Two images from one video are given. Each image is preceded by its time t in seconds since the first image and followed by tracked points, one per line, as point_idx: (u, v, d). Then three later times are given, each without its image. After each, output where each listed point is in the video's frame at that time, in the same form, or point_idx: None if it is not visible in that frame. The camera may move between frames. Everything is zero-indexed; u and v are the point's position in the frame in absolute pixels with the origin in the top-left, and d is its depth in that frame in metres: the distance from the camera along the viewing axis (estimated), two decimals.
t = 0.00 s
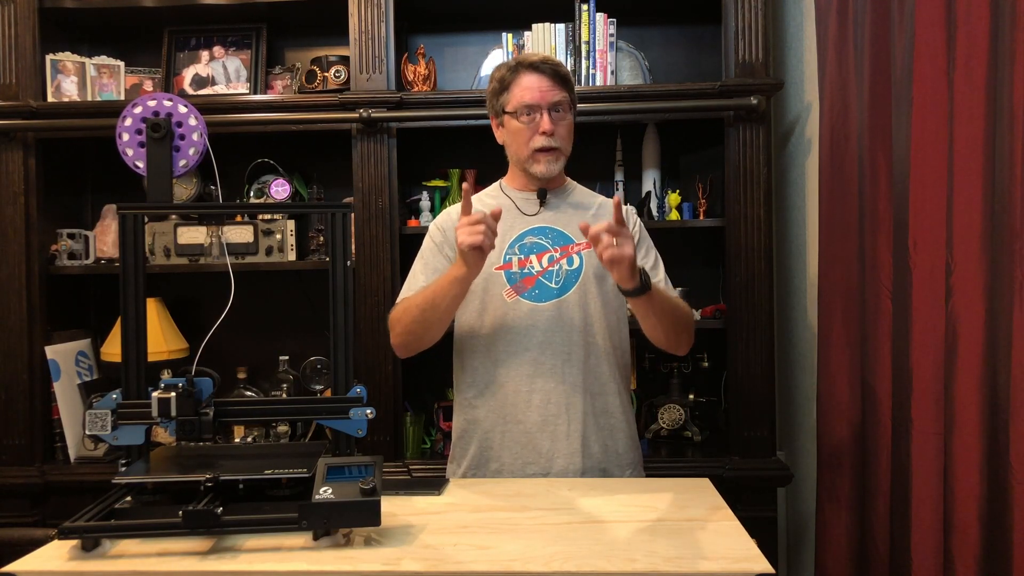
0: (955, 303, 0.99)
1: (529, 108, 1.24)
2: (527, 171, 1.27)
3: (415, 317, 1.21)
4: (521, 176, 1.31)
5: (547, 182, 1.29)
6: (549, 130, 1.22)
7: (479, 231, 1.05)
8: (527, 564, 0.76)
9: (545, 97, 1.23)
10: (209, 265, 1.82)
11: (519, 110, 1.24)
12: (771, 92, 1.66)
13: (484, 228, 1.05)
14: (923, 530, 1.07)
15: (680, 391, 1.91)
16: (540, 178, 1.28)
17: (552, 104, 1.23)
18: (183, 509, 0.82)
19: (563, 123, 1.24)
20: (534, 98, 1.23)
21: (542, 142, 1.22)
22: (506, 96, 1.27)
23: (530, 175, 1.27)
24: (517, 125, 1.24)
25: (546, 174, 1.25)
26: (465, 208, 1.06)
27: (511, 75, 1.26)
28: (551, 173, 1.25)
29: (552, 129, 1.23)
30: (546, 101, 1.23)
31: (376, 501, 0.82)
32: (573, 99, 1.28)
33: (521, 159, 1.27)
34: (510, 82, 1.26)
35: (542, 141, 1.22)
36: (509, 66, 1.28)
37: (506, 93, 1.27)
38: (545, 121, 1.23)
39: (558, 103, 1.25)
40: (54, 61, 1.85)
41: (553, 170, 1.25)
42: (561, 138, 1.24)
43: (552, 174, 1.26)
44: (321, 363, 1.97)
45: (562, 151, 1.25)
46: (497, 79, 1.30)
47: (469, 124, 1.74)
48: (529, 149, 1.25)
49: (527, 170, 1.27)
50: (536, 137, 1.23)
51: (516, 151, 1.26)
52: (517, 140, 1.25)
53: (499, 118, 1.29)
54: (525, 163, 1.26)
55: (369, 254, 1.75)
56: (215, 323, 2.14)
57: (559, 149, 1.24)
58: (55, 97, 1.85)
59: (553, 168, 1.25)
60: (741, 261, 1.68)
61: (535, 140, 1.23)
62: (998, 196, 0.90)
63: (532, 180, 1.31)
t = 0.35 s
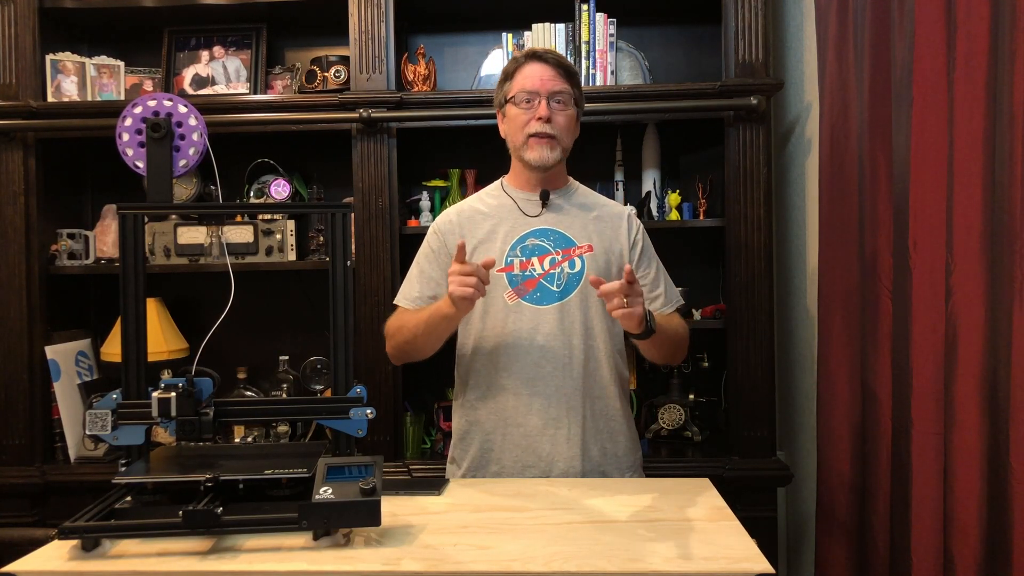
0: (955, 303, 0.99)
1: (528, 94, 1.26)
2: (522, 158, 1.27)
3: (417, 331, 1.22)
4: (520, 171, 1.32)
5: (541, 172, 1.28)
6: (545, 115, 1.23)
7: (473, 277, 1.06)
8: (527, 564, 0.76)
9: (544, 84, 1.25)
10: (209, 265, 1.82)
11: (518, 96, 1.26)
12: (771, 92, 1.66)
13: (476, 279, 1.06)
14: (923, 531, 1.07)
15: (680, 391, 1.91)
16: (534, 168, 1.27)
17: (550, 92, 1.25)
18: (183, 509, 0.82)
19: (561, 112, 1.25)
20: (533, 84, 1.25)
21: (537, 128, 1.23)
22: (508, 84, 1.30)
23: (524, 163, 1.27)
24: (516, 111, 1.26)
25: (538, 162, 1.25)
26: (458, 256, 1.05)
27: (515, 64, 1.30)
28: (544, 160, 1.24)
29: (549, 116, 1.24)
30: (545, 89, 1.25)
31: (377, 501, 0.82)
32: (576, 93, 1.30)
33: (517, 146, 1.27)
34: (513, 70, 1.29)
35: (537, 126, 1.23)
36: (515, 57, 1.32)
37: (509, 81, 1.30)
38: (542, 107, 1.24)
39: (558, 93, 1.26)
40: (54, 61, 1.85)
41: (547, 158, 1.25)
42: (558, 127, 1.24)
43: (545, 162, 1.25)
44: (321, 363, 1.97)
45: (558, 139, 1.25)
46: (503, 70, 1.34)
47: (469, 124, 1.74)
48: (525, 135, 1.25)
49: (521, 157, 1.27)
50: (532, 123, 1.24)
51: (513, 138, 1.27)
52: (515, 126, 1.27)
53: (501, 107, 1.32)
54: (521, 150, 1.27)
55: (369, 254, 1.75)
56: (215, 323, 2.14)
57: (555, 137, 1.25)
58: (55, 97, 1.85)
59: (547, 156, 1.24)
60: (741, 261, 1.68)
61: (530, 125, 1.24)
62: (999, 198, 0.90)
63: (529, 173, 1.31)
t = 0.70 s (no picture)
0: (955, 304, 0.99)
1: (534, 93, 1.26)
2: (521, 156, 1.28)
3: (422, 330, 1.23)
4: (520, 170, 1.32)
5: (538, 172, 1.28)
6: (546, 115, 1.23)
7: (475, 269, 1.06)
8: (526, 564, 0.76)
9: (550, 84, 1.25)
10: (209, 265, 1.82)
11: (524, 93, 1.27)
12: (771, 92, 1.66)
13: (478, 270, 1.07)
14: (923, 531, 1.07)
15: (680, 391, 1.91)
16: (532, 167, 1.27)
17: (555, 93, 1.25)
18: (183, 509, 0.82)
19: (564, 114, 1.25)
20: (539, 83, 1.25)
21: (537, 127, 1.23)
22: (515, 81, 1.30)
23: (523, 161, 1.27)
24: (519, 108, 1.27)
25: (535, 160, 1.25)
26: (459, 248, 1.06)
27: (524, 62, 1.30)
28: (541, 160, 1.25)
29: (551, 116, 1.24)
30: (550, 89, 1.25)
31: (376, 501, 0.82)
32: (582, 96, 1.29)
33: (518, 144, 1.28)
34: (522, 67, 1.29)
35: (538, 125, 1.23)
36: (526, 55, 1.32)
37: (517, 78, 1.30)
38: (545, 107, 1.24)
39: (563, 94, 1.26)
40: (54, 61, 1.85)
41: (544, 158, 1.25)
42: (559, 128, 1.24)
43: (543, 162, 1.25)
44: (322, 363, 1.97)
45: (558, 140, 1.25)
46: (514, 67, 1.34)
47: (469, 124, 1.74)
48: (526, 133, 1.25)
49: (520, 155, 1.27)
50: (533, 121, 1.24)
51: (515, 136, 1.28)
52: (517, 123, 1.27)
53: (507, 104, 1.32)
54: (520, 148, 1.27)
55: (369, 254, 1.75)
56: (215, 323, 2.14)
57: (556, 139, 1.25)
58: (55, 97, 1.85)
59: (544, 156, 1.25)
60: (741, 262, 1.68)
61: (532, 124, 1.24)
62: (998, 199, 0.90)
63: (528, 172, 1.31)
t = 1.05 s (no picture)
0: (954, 304, 0.99)
1: (532, 97, 1.26)
2: (520, 160, 1.27)
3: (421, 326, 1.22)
4: (520, 172, 1.31)
5: (539, 175, 1.28)
6: (546, 120, 1.23)
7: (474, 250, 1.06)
8: (527, 564, 0.76)
9: (548, 88, 1.25)
10: (209, 265, 1.82)
11: (522, 97, 1.26)
12: (770, 92, 1.66)
13: (475, 253, 1.06)
14: (923, 530, 1.07)
15: (680, 391, 1.91)
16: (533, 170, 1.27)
17: (554, 96, 1.25)
18: (183, 509, 0.82)
19: (563, 117, 1.25)
20: (537, 87, 1.25)
21: (537, 131, 1.23)
22: (512, 84, 1.29)
23: (523, 165, 1.27)
24: (518, 112, 1.26)
25: (536, 164, 1.25)
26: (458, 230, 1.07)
27: (521, 65, 1.29)
28: (542, 164, 1.24)
29: (550, 120, 1.23)
30: (548, 93, 1.25)
31: (377, 501, 0.82)
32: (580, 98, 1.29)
33: (518, 148, 1.27)
34: (519, 70, 1.29)
35: (538, 130, 1.23)
36: (522, 57, 1.31)
37: (514, 81, 1.29)
38: (544, 110, 1.24)
39: (561, 97, 1.26)
40: (54, 61, 1.85)
41: (545, 161, 1.25)
42: (558, 131, 1.24)
43: (544, 166, 1.25)
44: (322, 363, 1.97)
45: (558, 144, 1.25)
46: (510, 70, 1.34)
47: (469, 124, 1.74)
48: (526, 137, 1.25)
49: (520, 159, 1.27)
50: (533, 126, 1.24)
51: (514, 140, 1.27)
52: (516, 128, 1.27)
53: (505, 107, 1.32)
54: (520, 152, 1.27)
55: (369, 253, 1.75)
56: (215, 323, 2.14)
57: (555, 142, 1.25)
58: (55, 97, 1.85)
59: (545, 159, 1.24)
60: (741, 262, 1.68)
61: (531, 128, 1.24)
62: (998, 198, 0.90)
63: (529, 175, 1.31)
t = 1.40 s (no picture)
0: (954, 304, 0.99)
1: (520, 96, 1.26)
2: (519, 160, 1.27)
3: (423, 336, 1.21)
4: (518, 173, 1.31)
5: (539, 173, 1.28)
6: (537, 117, 1.23)
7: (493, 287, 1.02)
8: (526, 564, 0.76)
9: (535, 85, 1.25)
10: (209, 265, 1.82)
11: (510, 99, 1.27)
12: (770, 92, 1.66)
13: (494, 291, 1.01)
14: (923, 531, 1.07)
15: (680, 391, 1.91)
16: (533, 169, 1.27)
17: (542, 93, 1.25)
18: (183, 509, 0.82)
19: (554, 112, 1.25)
20: (524, 86, 1.25)
21: (531, 129, 1.23)
22: (499, 88, 1.30)
23: (522, 165, 1.27)
24: (509, 114, 1.27)
25: (536, 162, 1.25)
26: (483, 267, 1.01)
27: (505, 67, 1.30)
28: (542, 161, 1.25)
29: (541, 115, 1.24)
30: (535, 90, 1.25)
31: (376, 501, 0.82)
32: (568, 91, 1.29)
33: (514, 148, 1.28)
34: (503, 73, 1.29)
35: (531, 127, 1.23)
36: (505, 59, 1.32)
37: (500, 84, 1.30)
38: (534, 107, 1.24)
39: (550, 93, 1.26)
40: (54, 61, 1.85)
41: (544, 157, 1.25)
42: (552, 126, 1.24)
43: (543, 162, 1.25)
44: (322, 363, 1.97)
45: (553, 138, 1.25)
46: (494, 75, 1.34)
47: (469, 124, 1.74)
48: (520, 137, 1.25)
49: (518, 159, 1.27)
50: (526, 124, 1.25)
51: (509, 142, 1.28)
52: (509, 129, 1.27)
53: (494, 112, 1.32)
54: (517, 153, 1.27)
55: (369, 253, 1.75)
56: (215, 323, 2.14)
57: (550, 137, 1.25)
58: (55, 97, 1.85)
59: (543, 156, 1.25)
60: (742, 262, 1.68)
61: (524, 127, 1.25)
62: (998, 198, 0.90)
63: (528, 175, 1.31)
